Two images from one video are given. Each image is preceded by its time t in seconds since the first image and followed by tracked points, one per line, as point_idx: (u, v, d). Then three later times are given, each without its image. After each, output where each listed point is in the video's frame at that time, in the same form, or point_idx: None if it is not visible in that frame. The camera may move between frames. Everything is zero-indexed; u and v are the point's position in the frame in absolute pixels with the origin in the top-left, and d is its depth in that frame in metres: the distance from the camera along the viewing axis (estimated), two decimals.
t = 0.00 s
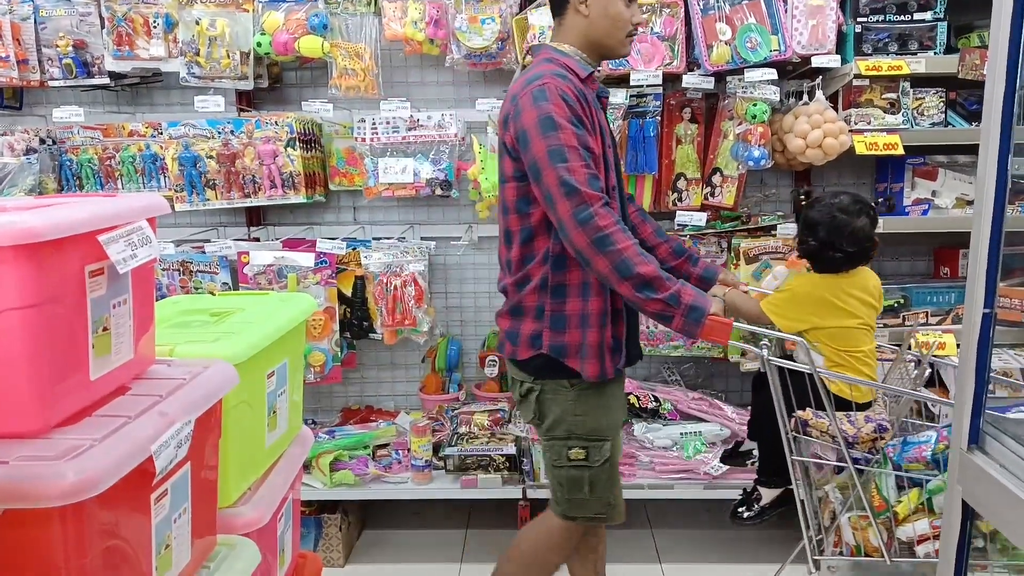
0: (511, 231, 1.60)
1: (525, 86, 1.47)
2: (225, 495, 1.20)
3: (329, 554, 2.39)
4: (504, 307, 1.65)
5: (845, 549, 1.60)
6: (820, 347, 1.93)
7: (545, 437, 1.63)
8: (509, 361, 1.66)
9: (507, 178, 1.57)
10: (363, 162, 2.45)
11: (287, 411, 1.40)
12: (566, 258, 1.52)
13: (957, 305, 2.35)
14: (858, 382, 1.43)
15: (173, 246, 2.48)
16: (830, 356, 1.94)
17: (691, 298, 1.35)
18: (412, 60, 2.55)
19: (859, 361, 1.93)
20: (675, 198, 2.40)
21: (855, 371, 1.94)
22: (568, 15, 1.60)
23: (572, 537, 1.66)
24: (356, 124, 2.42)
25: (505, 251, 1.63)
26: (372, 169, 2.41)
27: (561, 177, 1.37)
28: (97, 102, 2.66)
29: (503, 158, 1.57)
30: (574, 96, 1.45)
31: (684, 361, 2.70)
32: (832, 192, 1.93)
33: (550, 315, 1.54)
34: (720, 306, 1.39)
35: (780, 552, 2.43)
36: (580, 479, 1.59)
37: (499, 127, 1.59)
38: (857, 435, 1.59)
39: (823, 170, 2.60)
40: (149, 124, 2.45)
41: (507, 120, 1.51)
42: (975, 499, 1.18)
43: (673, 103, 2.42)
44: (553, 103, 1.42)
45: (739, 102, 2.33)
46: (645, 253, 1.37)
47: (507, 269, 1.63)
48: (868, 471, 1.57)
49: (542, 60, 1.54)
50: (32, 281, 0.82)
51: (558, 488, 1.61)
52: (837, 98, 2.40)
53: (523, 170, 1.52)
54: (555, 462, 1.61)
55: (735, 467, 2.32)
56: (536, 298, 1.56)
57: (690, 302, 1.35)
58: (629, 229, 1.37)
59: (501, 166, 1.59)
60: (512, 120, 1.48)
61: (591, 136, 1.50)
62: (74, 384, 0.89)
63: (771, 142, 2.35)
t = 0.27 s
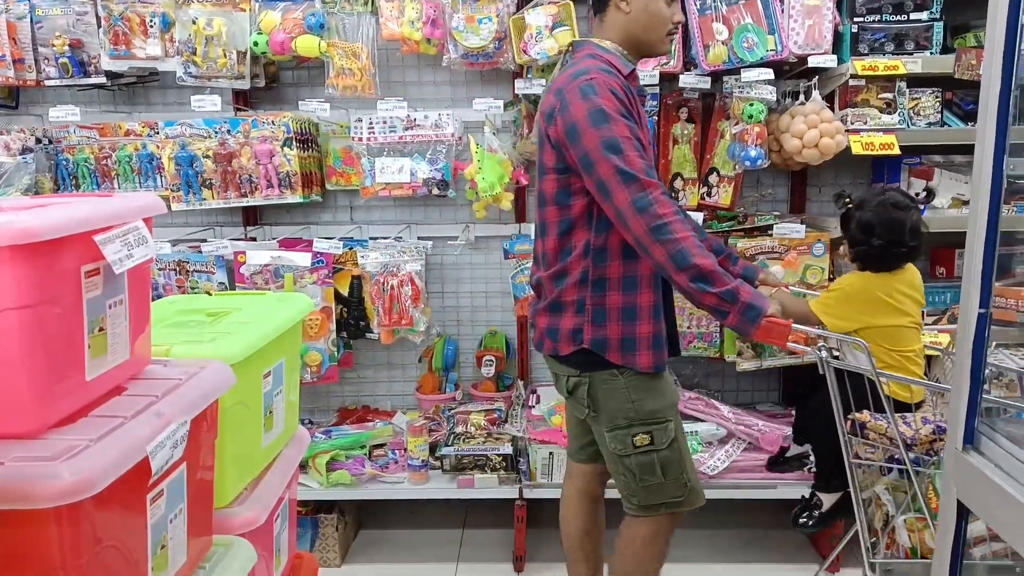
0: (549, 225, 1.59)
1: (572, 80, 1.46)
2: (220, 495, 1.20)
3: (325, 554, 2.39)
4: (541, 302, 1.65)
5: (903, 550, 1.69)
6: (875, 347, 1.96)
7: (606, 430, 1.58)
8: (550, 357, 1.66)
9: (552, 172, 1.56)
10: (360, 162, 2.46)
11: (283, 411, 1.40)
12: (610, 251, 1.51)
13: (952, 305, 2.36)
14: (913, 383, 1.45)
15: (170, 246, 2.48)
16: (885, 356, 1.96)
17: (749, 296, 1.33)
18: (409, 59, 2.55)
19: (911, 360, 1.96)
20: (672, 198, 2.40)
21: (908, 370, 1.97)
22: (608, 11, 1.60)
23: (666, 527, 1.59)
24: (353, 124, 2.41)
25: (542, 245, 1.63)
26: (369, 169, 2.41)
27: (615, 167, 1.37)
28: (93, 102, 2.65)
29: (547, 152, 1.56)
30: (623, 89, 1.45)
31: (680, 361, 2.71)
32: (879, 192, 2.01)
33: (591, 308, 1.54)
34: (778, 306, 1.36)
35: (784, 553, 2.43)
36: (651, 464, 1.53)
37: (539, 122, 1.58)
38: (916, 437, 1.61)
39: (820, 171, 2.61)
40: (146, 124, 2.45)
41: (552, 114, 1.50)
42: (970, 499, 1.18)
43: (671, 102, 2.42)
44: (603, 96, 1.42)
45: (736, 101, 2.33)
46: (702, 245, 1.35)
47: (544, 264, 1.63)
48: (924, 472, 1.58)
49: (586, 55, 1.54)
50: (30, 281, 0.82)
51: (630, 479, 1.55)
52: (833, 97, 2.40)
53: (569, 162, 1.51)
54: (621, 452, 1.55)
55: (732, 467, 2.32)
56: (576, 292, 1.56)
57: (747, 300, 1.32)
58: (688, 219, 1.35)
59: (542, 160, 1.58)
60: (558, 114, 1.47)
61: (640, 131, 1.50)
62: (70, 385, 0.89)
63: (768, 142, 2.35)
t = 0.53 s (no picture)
0: (595, 234, 1.60)
1: (624, 89, 1.47)
2: (221, 501, 1.20)
3: (324, 559, 2.39)
4: (584, 309, 1.65)
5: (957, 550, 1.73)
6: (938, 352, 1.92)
7: (641, 439, 1.59)
8: (587, 363, 1.67)
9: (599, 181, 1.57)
10: (360, 167, 2.46)
11: (283, 416, 1.40)
12: (656, 262, 1.51)
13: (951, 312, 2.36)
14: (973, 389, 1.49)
15: (170, 251, 2.48)
16: (948, 361, 1.93)
17: (812, 304, 1.32)
18: (409, 65, 2.55)
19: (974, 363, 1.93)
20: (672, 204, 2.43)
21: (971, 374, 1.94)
22: (668, 18, 1.60)
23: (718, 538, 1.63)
24: (353, 129, 2.42)
25: (587, 253, 1.63)
26: (369, 174, 2.42)
27: (671, 177, 1.38)
28: (93, 106, 2.66)
29: (595, 161, 1.57)
30: (676, 99, 1.45)
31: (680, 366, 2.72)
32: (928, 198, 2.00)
33: (636, 318, 1.54)
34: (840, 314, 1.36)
35: (784, 559, 2.43)
36: (685, 476, 1.54)
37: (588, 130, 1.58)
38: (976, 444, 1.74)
39: (819, 176, 2.62)
40: (146, 129, 2.45)
41: (602, 123, 1.51)
42: (970, 506, 1.18)
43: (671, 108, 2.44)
44: (657, 106, 1.43)
45: (735, 108, 2.33)
46: (761, 254, 1.36)
47: (588, 273, 1.63)
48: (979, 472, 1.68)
49: (637, 64, 1.54)
50: (30, 286, 0.82)
51: (661, 491, 1.56)
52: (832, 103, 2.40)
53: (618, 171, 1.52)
54: (656, 464, 1.56)
55: (732, 473, 2.32)
56: (621, 301, 1.56)
57: (811, 308, 1.32)
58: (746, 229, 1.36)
59: (591, 168, 1.59)
60: (609, 122, 1.47)
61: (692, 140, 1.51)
62: (70, 391, 0.89)
63: (767, 148, 2.35)
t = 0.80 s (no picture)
0: (665, 252, 1.60)
1: (687, 105, 1.46)
2: (216, 506, 1.20)
3: (320, 566, 2.38)
4: (654, 324, 1.65)
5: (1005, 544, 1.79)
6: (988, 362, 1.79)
7: (712, 450, 1.58)
8: (660, 373, 1.66)
9: (664, 201, 1.57)
10: (356, 172, 2.46)
11: (278, 422, 1.40)
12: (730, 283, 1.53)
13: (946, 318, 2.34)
14: None
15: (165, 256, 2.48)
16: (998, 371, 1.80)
17: (868, 313, 1.37)
18: (405, 71, 2.56)
19: None
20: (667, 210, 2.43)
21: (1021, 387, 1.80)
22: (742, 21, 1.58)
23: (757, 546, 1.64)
24: (349, 135, 2.42)
25: (657, 271, 1.63)
26: (365, 180, 2.42)
27: (727, 204, 1.38)
28: (89, 112, 2.65)
29: (660, 179, 1.57)
30: (741, 115, 1.44)
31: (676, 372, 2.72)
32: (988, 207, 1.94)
33: (715, 338, 1.55)
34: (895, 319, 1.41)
35: (780, 565, 2.43)
36: (756, 488, 1.55)
37: (653, 144, 1.58)
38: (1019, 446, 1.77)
39: (813, 183, 2.63)
40: (142, 134, 2.44)
41: (668, 141, 1.51)
42: (964, 511, 1.19)
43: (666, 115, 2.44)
44: (720, 123, 1.42)
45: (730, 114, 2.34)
46: (818, 274, 1.37)
47: (661, 291, 1.63)
48: None
49: (700, 76, 1.53)
50: (25, 292, 0.82)
51: (730, 502, 1.56)
52: (826, 110, 2.42)
53: (684, 189, 1.52)
54: (728, 475, 1.55)
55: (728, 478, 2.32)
56: (698, 320, 1.56)
57: (867, 316, 1.37)
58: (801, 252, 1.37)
59: (655, 188, 1.59)
60: (674, 142, 1.48)
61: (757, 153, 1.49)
62: (65, 398, 0.89)
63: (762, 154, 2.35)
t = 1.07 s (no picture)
0: (722, 254, 1.59)
1: (759, 105, 1.45)
2: (213, 506, 1.20)
3: (318, 565, 2.38)
4: (710, 329, 1.66)
5: None
6: None
7: (760, 455, 1.61)
8: (713, 379, 1.67)
9: (725, 202, 1.56)
10: (354, 172, 2.47)
11: (276, 422, 1.40)
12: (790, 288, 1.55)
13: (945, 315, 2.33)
14: None
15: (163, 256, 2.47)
16: None
17: (926, 314, 1.41)
18: (403, 71, 2.56)
19: None
20: (665, 209, 2.44)
21: None
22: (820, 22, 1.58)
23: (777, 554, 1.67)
24: (347, 135, 2.41)
25: (715, 273, 1.63)
26: (363, 180, 2.42)
27: (798, 213, 1.39)
28: (87, 112, 2.65)
29: (724, 179, 1.56)
30: (815, 117, 1.44)
31: (674, 371, 2.72)
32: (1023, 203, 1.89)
33: (775, 345, 1.56)
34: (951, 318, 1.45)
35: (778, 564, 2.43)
36: (801, 495, 1.58)
37: (716, 141, 1.56)
38: None
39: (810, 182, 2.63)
40: (139, 134, 2.44)
41: (735, 140, 1.49)
42: (961, 509, 1.19)
43: (664, 114, 2.44)
44: (795, 126, 1.42)
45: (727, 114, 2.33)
46: (880, 281, 1.42)
47: (718, 294, 1.64)
48: None
49: (770, 72, 1.51)
50: (21, 292, 0.82)
51: (774, 507, 1.59)
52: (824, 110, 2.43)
53: (750, 190, 1.52)
54: (775, 480, 1.59)
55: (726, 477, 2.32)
56: (758, 327, 1.58)
57: (926, 318, 1.41)
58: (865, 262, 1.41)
59: (717, 186, 1.57)
60: (743, 143, 1.47)
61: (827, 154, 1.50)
62: (63, 398, 0.89)
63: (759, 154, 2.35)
